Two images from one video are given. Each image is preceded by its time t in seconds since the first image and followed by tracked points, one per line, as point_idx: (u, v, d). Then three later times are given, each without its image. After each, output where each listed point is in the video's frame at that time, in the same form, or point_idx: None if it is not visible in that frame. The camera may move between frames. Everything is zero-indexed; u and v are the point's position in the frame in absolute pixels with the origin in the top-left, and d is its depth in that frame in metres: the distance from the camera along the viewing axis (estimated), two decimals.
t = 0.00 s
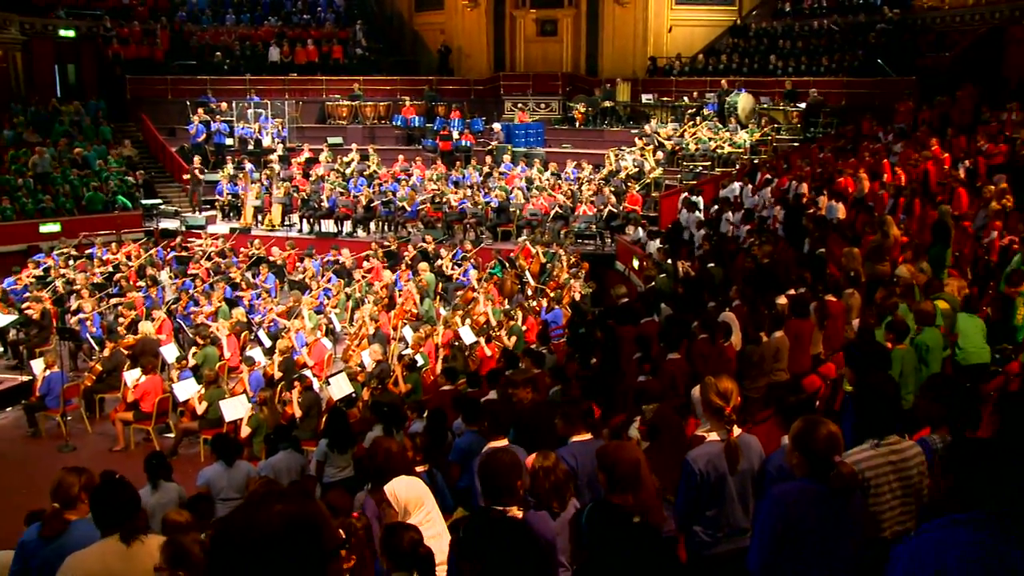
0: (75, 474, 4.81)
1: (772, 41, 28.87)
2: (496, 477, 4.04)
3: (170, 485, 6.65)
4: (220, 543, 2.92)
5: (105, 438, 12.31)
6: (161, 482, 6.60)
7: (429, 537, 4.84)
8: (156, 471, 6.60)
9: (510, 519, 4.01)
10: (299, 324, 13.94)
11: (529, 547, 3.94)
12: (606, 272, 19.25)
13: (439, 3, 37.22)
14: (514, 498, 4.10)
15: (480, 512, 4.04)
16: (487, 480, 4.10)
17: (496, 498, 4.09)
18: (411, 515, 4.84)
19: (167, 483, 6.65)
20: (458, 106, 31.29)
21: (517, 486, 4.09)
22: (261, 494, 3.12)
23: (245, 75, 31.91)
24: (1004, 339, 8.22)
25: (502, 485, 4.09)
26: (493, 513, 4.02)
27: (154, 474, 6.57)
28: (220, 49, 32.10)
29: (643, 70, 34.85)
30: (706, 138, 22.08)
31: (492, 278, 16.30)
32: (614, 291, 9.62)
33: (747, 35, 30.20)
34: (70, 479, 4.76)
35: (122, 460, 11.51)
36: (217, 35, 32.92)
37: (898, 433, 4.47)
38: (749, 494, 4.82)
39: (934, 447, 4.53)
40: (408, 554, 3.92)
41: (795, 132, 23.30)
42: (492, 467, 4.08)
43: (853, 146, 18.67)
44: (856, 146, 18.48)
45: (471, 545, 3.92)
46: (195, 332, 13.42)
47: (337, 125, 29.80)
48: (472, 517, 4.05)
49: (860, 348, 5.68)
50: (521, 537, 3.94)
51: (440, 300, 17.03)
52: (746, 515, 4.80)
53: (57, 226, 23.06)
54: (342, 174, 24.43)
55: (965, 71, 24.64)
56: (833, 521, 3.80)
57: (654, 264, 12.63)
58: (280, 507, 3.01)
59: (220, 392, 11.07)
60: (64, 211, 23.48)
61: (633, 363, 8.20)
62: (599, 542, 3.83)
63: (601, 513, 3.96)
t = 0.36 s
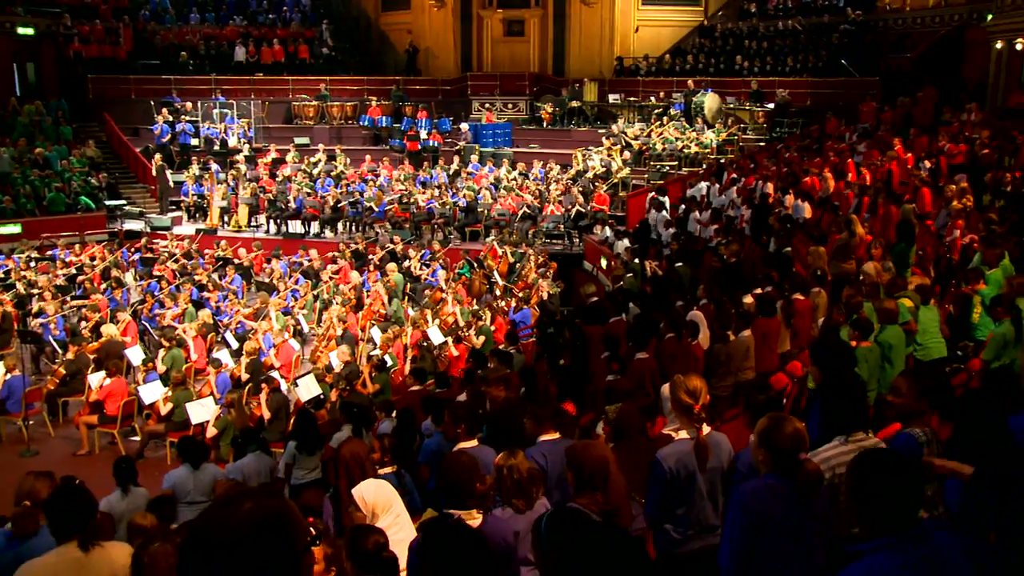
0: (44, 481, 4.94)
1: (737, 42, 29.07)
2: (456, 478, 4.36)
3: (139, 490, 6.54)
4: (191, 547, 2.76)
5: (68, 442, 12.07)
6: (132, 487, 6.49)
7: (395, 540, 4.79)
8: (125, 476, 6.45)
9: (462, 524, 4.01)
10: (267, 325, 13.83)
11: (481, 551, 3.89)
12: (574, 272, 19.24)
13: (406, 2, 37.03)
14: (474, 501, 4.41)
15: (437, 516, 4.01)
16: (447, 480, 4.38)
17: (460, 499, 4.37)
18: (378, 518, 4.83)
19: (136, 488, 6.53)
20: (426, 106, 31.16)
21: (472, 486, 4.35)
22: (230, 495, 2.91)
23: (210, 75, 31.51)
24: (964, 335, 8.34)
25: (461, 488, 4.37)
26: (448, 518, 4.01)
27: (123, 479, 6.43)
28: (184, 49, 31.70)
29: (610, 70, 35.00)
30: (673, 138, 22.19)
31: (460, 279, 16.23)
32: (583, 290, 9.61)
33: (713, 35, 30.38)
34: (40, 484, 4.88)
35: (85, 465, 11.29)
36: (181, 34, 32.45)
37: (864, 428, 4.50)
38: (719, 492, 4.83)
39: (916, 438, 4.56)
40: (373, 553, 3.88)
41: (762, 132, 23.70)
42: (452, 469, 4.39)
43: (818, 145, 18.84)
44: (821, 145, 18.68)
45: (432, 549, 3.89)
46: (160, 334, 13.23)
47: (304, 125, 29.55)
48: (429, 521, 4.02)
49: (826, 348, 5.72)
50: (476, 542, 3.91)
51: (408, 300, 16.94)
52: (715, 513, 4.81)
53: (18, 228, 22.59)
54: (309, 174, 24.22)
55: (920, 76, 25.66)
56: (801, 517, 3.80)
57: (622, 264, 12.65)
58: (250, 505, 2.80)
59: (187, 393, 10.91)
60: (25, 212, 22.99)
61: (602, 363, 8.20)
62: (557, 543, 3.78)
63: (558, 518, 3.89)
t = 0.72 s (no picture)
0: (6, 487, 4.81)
1: (706, 42, 29.22)
2: (434, 478, 4.11)
3: (108, 493, 6.43)
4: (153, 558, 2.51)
5: (33, 446, 11.85)
6: (101, 490, 6.38)
7: (353, 542, 4.70)
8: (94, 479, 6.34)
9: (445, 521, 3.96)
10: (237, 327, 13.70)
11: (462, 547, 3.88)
12: (546, 271, 19.23)
13: (376, 2, 36.86)
14: (451, 501, 4.18)
15: (416, 513, 3.96)
16: (425, 482, 4.14)
17: (435, 501, 4.12)
18: (336, 520, 4.73)
19: (105, 492, 6.43)
20: (396, 106, 30.99)
21: (451, 489, 4.13)
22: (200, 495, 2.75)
23: (179, 75, 31.17)
24: (931, 333, 8.41)
25: (438, 488, 4.13)
26: (426, 516, 3.95)
27: (92, 482, 6.31)
28: (152, 48, 31.38)
29: (580, 70, 35.08)
30: (644, 138, 22.25)
31: (432, 279, 16.15)
32: (555, 289, 9.58)
33: (683, 35, 30.52)
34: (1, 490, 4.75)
35: (51, 469, 11.09)
36: (148, 33, 32.06)
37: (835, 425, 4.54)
38: (692, 491, 4.82)
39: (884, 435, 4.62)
40: (327, 562, 3.85)
41: (732, 131, 23.82)
42: (428, 470, 4.16)
43: (788, 144, 18.95)
44: (790, 144, 18.82)
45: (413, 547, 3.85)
46: (129, 337, 13.05)
47: (273, 125, 29.32)
48: (409, 518, 3.96)
49: (796, 345, 5.74)
50: (454, 541, 3.87)
51: (380, 300, 16.83)
52: (689, 510, 4.78)
53: None
54: (279, 174, 24.01)
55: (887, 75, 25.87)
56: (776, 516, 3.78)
57: (594, 263, 12.65)
58: (215, 504, 2.64)
59: (156, 396, 10.78)
60: None
61: (573, 362, 8.19)
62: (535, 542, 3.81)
63: (522, 513, 3.91)
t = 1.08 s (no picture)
0: None
1: (680, 42, 29.33)
2: (424, 474, 3.96)
3: (77, 497, 6.33)
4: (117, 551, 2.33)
5: (3, 449, 11.67)
6: (70, 494, 6.28)
7: (314, 548, 4.62)
8: (63, 482, 6.24)
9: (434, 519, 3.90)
10: (211, 328, 13.57)
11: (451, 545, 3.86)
12: (521, 271, 19.18)
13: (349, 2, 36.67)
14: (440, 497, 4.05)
15: (405, 512, 3.91)
16: (413, 478, 4.00)
17: (425, 497, 3.99)
18: (296, 525, 4.65)
19: (74, 495, 6.32)
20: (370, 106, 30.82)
21: (440, 486, 3.99)
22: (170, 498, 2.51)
23: (151, 74, 30.87)
24: (903, 331, 8.50)
25: (428, 485, 3.99)
26: (414, 514, 3.89)
27: (61, 485, 6.22)
28: (124, 48, 31.11)
29: (555, 70, 35.11)
30: (618, 138, 22.30)
31: (407, 279, 16.08)
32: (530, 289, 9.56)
33: (657, 36, 30.62)
34: None
35: (21, 473, 10.93)
36: (119, 32, 31.73)
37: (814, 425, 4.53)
38: (669, 488, 4.82)
39: (846, 443, 4.58)
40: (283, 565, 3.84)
41: (706, 130, 23.93)
42: (416, 465, 4.00)
43: (761, 144, 19.05)
44: (763, 144, 18.96)
45: (401, 543, 3.83)
46: (101, 338, 12.88)
47: (247, 125, 29.10)
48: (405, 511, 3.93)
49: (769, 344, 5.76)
50: (444, 540, 3.85)
51: (355, 301, 16.75)
52: (667, 508, 4.77)
53: None
54: (253, 175, 23.83)
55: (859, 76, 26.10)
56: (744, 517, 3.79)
57: (568, 263, 12.67)
58: (181, 513, 2.39)
59: (129, 398, 10.64)
60: None
61: (549, 361, 8.18)
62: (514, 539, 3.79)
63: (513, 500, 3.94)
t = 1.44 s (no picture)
0: None
1: (656, 42, 29.46)
2: (411, 471, 4.02)
3: (49, 501, 6.23)
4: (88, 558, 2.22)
5: None
6: (41, 497, 6.18)
7: (287, 553, 4.59)
8: (35, 486, 6.15)
9: (430, 522, 3.91)
10: (187, 330, 13.46)
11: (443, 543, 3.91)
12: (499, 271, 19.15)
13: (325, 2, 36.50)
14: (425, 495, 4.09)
15: (402, 511, 3.90)
16: (398, 476, 4.05)
17: (408, 494, 4.04)
18: (269, 529, 4.62)
19: (47, 499, 6.22)
20: (347, 106, 30.67)
21: (424, 483, 4.05)
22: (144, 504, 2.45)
23: (124, 74, 30.57)
24: (878, 329, 8.56)
25: (413, 482, 4.04)
26: (415, 518, 3.86)
27: (33, 488, 6.12)
28: (96, 47, 30.82)
29: (532, 70, 35.17)
30: (595, 138, 22.33)
31: (384, 279, 16.01)
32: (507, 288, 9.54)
33: (634, 35, 30.71)
34: None
35: None
36: (92, 31, 31.40)
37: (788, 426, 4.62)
38: (648, 486, 4.81)
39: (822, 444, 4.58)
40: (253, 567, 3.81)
41: (682, 130, 24.00)
42: (404, 464, 4.05)
43: (737, 144, 19.15)
44: (739, 144, 19.04)
45: (390, 538, 3.82)
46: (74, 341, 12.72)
47: (222, 125, 28.90)
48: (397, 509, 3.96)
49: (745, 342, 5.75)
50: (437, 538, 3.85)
51: (333, 302, 16.68)
52: (645, 506, 4.77)
53: None
54: (228, 175, 23.67)
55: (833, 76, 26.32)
56: (719, 516, 3.80)
57: (546, 263, 12.66)
58: (153, 520, 2.18)
59: (103, 401, 10.50)
60: None
61: (526, 361, 8.17)
62: (491, 532, 3.87)
63: (498, 496, 3.93)
